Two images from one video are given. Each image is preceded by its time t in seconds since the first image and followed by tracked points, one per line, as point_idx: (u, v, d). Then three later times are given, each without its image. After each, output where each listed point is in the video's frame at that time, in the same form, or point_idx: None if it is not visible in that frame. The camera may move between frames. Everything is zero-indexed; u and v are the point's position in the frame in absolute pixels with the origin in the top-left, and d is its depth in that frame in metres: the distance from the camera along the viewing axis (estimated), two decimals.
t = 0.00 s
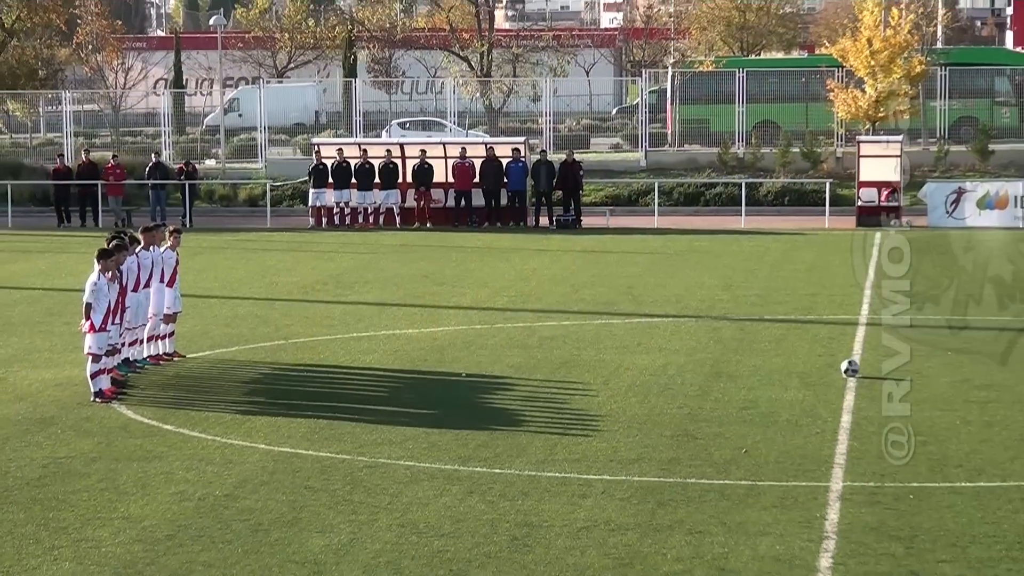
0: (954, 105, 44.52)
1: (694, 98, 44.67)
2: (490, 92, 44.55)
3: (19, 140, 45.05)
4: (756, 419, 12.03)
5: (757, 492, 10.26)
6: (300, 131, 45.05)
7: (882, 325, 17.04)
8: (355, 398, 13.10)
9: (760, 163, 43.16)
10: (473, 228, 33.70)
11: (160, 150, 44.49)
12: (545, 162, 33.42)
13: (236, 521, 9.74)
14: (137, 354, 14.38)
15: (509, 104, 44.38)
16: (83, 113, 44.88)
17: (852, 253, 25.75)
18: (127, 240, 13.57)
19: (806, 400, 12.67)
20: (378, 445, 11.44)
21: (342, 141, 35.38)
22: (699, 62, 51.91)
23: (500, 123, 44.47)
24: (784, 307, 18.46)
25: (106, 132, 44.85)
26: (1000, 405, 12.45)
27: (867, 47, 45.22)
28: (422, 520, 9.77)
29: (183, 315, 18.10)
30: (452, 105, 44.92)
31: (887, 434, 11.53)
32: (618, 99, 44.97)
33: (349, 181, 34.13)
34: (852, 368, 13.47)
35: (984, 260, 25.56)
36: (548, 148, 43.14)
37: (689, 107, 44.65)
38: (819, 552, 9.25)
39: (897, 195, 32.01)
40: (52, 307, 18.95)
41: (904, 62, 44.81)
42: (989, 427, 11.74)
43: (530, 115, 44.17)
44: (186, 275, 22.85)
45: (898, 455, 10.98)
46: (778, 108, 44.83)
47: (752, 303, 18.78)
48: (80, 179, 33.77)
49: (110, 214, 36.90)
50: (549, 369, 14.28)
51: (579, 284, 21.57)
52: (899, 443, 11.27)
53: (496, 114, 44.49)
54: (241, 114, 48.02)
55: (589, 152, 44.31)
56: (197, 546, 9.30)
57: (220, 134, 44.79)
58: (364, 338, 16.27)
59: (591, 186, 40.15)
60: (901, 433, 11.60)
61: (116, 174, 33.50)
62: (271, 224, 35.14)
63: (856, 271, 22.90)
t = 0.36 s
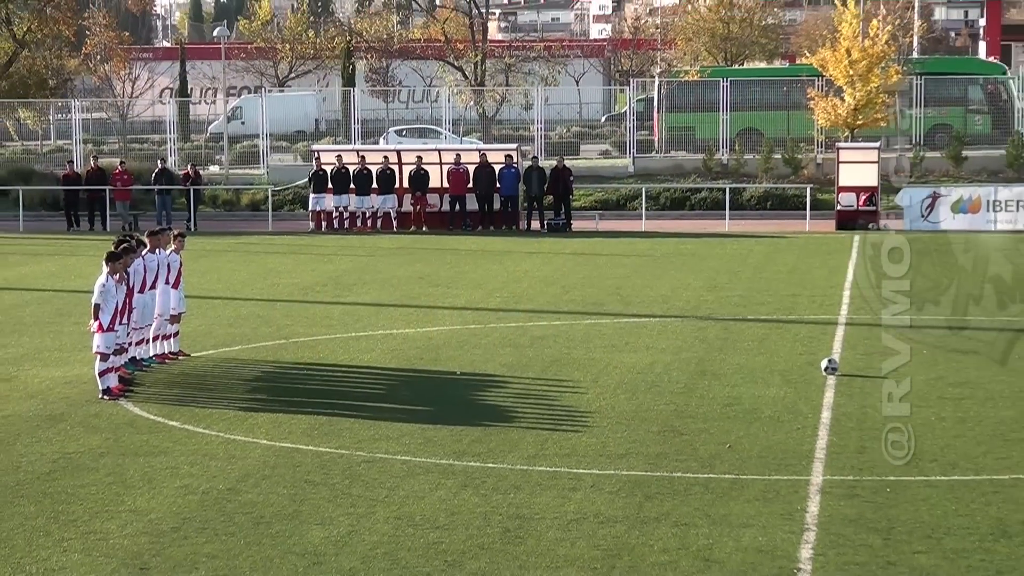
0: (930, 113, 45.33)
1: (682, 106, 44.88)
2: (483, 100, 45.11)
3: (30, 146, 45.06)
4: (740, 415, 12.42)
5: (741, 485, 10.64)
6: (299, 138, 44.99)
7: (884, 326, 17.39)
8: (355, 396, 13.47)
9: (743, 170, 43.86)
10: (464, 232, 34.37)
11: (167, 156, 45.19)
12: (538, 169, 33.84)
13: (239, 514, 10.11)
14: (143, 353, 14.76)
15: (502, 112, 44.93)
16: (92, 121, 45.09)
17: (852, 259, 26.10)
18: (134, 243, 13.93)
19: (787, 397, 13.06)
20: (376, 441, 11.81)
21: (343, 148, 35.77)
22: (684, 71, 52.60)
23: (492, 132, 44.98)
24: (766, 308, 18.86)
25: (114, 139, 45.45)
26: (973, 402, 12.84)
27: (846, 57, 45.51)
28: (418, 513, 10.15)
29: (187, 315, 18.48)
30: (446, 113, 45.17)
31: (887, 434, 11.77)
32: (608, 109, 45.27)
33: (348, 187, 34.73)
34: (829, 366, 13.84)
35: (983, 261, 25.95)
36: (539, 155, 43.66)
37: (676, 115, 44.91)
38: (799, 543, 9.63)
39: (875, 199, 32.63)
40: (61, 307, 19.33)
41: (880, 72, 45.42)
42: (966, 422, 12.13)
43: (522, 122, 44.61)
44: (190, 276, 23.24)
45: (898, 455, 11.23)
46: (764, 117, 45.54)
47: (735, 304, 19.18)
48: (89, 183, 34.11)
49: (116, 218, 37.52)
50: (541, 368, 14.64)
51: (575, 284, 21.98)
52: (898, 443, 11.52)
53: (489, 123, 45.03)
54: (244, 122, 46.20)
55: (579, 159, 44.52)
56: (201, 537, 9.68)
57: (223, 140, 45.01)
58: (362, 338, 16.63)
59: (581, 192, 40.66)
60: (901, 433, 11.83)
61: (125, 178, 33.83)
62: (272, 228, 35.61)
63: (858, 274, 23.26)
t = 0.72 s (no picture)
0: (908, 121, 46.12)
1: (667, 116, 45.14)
2: (477, 108, 45.54)
3: (37, 152, 45.59)
4: (725, 412, 12.80)
5: (725, 480, 11.00)
6: (298, 145, 45.50)
7: (886, 326, 17.69)
8: (352, 394, 13.81)
9: (726, 176, 44.24)
10: (458, 235, 34.74)
11: (170, 162, 45.58)
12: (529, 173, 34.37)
13: (240, 509, 10.46)
14: (147, 354, 15.15)
15: (494, 120, 45.30)
16: (97, 128, 45.72)
17: (852, 261, 26.36)
18: (139, 247, 14.26)
19: (769, 395, 13.44)
20: (372, 439, 12.16)
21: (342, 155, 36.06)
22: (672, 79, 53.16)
23: (485, 138, 45.05)
24: (749, 308, 19.24)
25: (119, 146, 46.02)
26: (946, 399, 13.21)
27: (826, 66, 45.11)
28: (413, 507, 10.50)
29: (188, 318, 18.83)
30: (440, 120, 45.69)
31: (888, 434, 12.04)
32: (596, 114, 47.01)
33: (346, 193, 34.98)
34: (811, 364, 14.23)
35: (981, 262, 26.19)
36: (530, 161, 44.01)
37: (664, 123, 45.17)
38: (781, 536, 9.99)
39: (854, 204, 33.07)
40: (69, 309, 19.69)
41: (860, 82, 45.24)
42: (950, 420, 12.47)
43: (513, 129, 44.94)
44: (192, 279, 23.60)
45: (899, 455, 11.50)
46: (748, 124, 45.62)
47: (720, 305, 19.57)
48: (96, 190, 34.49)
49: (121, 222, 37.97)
50: (530, 367, 15.02)
51: (570, 285, 22.34)
52: (899, 443, 11.78)
53: (481, 129, 45.08)
54: (245, 130, 47.29)
55: (569, 164, 45.23)
56: (204, 531, 10.02)
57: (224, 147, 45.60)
58: (359, 338, 16.99)
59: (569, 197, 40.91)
60: (902, 433, 12.09)
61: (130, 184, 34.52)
62: (272, 232, 36.03)
63: (858, 275, 23.54)
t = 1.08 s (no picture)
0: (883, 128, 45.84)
1: (652, 122, 45.92)
2: (467, 115, 46.21)
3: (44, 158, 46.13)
4: (709, 408, 13.20)
5: (709, 474, 11.39)
6: (296, 151, 46.07)
7: (886, 327, 18.01)
8: (349, 391, 14.19)
9: (710, 180, 44.44)
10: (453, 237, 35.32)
11: (172, 168, 46.27)
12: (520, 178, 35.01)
13: (240, 503, 10.83)
14: (151, 352, 15.54)
15: (485, 127, 46.10)
16: (103, 135, 46.32)
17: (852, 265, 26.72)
18: (142, 250, 14.63)
19: (751, 392, 13.85)
20: (369, 434, 12.54)
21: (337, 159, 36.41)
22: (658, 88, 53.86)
23: (475, 144, 46.40)
24: (730, 308, 19.69)
25: (124, 151, 46.77)
26: (922, 397, 13.63)
27: (805, 75, 45.54)
28: (408, 501, 10.88)
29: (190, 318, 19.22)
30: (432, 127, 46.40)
31: (892, 435, 12.31)
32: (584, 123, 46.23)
33: (343, 197, 35.36)
34: (791, 362, 14.63)
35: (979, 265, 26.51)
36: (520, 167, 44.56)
37: (649, 129, 45.92)
38: (762, 528, 10.38)
39: (833, 208, 33.66)
40: (74, 309, 20.04)
41: (838, 90, 45.19)
42: (941, 417, 12.82)
43: (505, 136, 45.93)
44: (193, 280, 23.96)
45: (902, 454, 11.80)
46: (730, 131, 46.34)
47: (705, 305, 19.99)
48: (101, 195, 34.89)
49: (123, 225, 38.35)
50: (522, 365, 15.42)
51: (563, 286, 22.75)
52: (902, 443, 12.06)
53: (475, 138, 46.35)
54: (245, 137, 47.78)
55: (558, 170, 45.46)
56: (206, 524, 10.39)
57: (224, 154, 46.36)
58: (355, 338, 17.37)
59: (558, 203, 41.23)
60: (904, 433, 12.39)
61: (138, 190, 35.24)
62: (270, 235, 36.54)
63: (861, 278, 23.88)
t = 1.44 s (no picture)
0: (855, 133, 46.47)
1: (635, 126, 46.08)
2: (455, 121, 46.24)
3: (44, 162, 46.60)
4: (688, 404, 13.62)
5: (687, 467, 11.80)
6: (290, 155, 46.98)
7: (886, 327, 18.35)
8: (338, 387, 14.59)
9: (689, 183, 44.91)
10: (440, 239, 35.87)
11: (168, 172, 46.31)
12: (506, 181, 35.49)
13: (235, 495, 11.21)
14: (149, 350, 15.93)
15: (472, 133, 46.39)
16: (102, 140, 46.67)
17: (855, 265, 26.98)
18: (140, 251, 15.04)
19: (728, 387, 14.28)
20: (359, 429, 12.93)
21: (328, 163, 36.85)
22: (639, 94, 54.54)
23: (463, 149, 46.41)
24: (708, 306, 20.16)
25: (122, 156, 46.91)
26: (892, 392, 14.07)
27: (780, 82, 45.98)
28: (396, 493, 11.26)
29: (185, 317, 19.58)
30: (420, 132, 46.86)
31: (888, 434, 12.59)
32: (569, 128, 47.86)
33: (334, 200, 35.76)
34: (766, 359, 14.96)
35: (982, 267, 26.78)
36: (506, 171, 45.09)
37: (632, 134, 46.14)
38: (738, 520, 10.79)
39: (806, 211, 34.51)
40: (72, 308, 20.42)
41: (811, 96, 45.99)
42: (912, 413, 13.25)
43: (491, 141, 46.26)
44: (188, 280, 24.36)
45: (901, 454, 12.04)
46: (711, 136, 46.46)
47: (684, 304, 20.42)
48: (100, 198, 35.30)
49: (121, 228, 38.73)
50: (507, 361, 15.83)
51: (551, 286, 23.16)
52: (902, 443, 12.31)
53: (463, 142, 46.41)
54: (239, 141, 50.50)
55: (541, 174, 46.99)
56: (202, 516, 10.77)
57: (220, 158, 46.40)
58: (346, 335, 17.77)
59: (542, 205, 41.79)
60: (903, 433, 12.64)
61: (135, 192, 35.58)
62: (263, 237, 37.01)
63: (863, 279, 24.14)
